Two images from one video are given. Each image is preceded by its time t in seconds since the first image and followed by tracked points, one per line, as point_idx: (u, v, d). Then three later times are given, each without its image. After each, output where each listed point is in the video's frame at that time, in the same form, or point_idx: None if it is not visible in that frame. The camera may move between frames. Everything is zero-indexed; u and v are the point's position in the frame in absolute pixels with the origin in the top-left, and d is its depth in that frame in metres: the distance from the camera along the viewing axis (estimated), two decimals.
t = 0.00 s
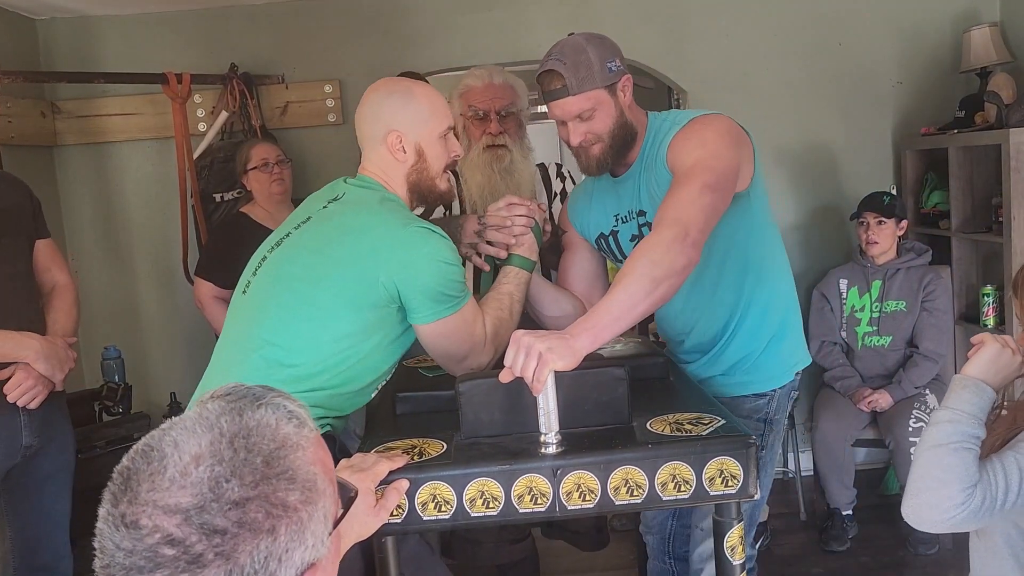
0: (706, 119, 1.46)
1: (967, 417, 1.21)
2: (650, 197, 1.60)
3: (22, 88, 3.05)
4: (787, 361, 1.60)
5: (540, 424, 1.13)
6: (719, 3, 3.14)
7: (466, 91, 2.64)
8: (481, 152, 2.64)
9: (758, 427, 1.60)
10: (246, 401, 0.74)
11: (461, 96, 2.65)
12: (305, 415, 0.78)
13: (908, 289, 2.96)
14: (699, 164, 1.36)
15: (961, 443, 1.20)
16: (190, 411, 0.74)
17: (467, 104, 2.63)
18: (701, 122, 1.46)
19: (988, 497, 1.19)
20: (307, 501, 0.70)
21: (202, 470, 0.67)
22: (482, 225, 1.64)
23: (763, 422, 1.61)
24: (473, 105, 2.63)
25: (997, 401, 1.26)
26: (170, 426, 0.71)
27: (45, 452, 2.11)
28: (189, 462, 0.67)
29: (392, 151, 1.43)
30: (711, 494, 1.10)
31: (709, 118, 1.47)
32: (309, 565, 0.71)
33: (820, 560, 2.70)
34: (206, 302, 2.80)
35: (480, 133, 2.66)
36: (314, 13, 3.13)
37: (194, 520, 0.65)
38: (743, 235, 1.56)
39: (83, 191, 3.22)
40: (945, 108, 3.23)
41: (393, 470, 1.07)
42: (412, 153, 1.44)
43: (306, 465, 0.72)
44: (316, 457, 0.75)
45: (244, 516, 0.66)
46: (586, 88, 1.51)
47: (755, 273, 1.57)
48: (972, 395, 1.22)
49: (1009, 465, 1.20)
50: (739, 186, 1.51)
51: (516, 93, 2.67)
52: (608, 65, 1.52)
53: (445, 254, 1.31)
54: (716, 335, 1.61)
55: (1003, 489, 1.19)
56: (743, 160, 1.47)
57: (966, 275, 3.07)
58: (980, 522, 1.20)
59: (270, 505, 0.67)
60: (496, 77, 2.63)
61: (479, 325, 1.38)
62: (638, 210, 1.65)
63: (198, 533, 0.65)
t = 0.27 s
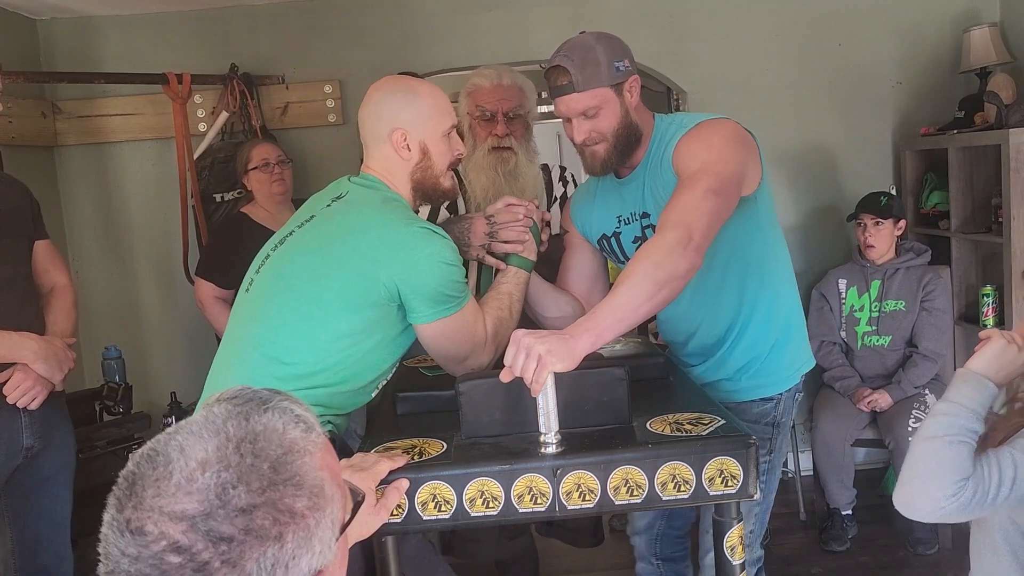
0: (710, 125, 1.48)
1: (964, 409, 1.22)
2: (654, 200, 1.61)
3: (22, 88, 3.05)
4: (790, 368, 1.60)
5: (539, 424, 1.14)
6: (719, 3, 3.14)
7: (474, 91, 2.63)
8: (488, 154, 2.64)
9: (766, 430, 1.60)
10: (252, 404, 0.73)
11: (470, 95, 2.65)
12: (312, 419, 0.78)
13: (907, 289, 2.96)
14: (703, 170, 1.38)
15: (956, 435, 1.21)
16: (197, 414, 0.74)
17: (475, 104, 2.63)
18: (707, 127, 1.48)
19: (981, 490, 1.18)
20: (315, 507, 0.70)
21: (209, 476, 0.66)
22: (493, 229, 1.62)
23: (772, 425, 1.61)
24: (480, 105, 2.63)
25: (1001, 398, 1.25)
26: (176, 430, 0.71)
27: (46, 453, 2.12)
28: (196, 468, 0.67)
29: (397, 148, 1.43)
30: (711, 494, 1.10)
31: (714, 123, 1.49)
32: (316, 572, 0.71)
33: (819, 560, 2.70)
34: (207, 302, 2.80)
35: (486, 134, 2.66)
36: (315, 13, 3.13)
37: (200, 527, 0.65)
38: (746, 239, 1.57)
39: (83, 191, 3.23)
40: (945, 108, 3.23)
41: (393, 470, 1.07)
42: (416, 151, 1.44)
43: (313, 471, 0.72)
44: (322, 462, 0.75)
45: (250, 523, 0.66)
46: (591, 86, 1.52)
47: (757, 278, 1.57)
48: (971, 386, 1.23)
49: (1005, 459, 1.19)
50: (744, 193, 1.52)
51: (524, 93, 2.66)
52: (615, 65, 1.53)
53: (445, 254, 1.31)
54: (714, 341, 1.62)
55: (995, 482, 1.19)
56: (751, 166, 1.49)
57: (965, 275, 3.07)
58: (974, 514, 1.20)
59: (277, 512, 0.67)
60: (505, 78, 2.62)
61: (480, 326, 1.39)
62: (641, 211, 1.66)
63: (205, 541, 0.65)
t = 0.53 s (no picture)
0: (726, 136, 1.48)
1: (1004, 374, 1.27)
2: (666, 207, 1.61)
3: (22, 88, 3.05)
4: (793, 371, 1.62)
5: (539, 424, 1.14)
6: (719, 3, 3.14)
7: (480, 91, 2.62)
8: (492, 156, 2.61)
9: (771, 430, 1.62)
10: (256, 406, 0.73)
11: (475, 95, 2.63)
12: (316, 421, 0.78)
13: (906, 289, 2.96)
14: (716, 179, 1.38)
15: (989, 397, 1.26)
16: (200, 415, 0.74)
17: (481, 104, 2.62)
18: (723, 136, 1.49)
19: (996, 454, 1.24)
20: (319, 510, 0.70)
21: (212, 479, 0.66)
22: (503, 220, 1.62)
23: (776, 425, 1.62)
24: (486, 106, 2.62)
25: None
26: (179, 432, 0.71)
27: (45, 453, 2.12)
28: (199, 471, 0.67)
29: (397, 144, 1.43)
30: (710, 494, 1.10)
31: (728, 134, 1.50)
32: (320, 575, 0.71)
33: (819, 560, 2.71)
34: (206, 302, 2.80)
35: (491, 137, 2.63)
36: (315, 12, 3.13)
37: (203, 531, 0.65)
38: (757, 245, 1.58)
39: (83, 191, 3.23)
40: (945, 108, 3.23)
41: (393, 470, 1.08)
42: (417, 148, 1.44)
43: (317, 473, 0.72)
44: (327, 464, 0.75)
45: (253, 527, 0.66)
46: (607, 90, 1.54)
47: (765, 284, 1.59)
48: (1016, 354, 1.28)
49: None
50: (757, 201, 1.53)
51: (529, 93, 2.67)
52: (632, 69, 1.54)
53: (442, 252, 1.31)
54: (722, 347, 1.62)
55: (1012, 450, 1.24)
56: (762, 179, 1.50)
57: (965, 275, 3.07)
58: (981, 477, 1.25)
59: (281, 515, 0.67)
60: (512, 78, 2.63)
61: (476, 326, 1.38)
62: (653, 217, 1.66)
63: (208, 544, 0.65)
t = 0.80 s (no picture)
0: (724, 141, 1.49)
1: (1004, 379, 1.27)
2: (665, 212, 1.61)
3: (22, 88, 3.05)
4: (787, 372, 1.64)
5: (539, 424, 1.14)
6: (719, 3, 3.14)
7: (481, 93, 2.59)
8: (490, 161, 2.62)
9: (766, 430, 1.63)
10: (253, 405, 0.73)
11: (476, 97, 2.60)
12: (313, 420, 0.78)
13: (906, 289, 2.96)
14: (714, 185, 1.39)
15: (989, 402, 1.26)
16: (197, 414, 0.74)
17: (482, 107, 2.59)
18: (722, 141, 1.49)
19: (997, 458, 1.24)
20: (316, 510, 0.71)
21: (209, 480, 0.66)
22: (491, 221, 1.63)
23: (770, 425, 1.64)
24: (486, 110, 2.59)
25: None
26: (176, 432, 0.71)
27: (46, 454, 2.12)
28: (195, 471, 0.67)
29: (397, 142, 1.43)
30: (710, 494, 1.10)
31: (726, 138, 1.50)
32: (318, 574, 0.71)
33: (820, 560, 2.71)
34: (206, 303, 2.80)
35: (490, 141, 2.63)
36: (315, 12, 3.13)
37: (200, 532, 0.65)
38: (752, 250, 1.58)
39: (83, 190, 3.23)
40: (944, 108, 3.24)
41: (393, 470, 1.08)
42: (417, 147, 1.44)
43: (315, 473, 0.72)
44: (325, 464, 0.75)
45: (250, 526, 0.66)
46: (607, 91, 1.54)
47: (760, 288, 1.60)
48: (1016, 360, 1.28)
49: None
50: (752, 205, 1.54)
51: (529, 93, 2.63)
52: (632, 71, 1.55)
53: (427, 246, 1.31)
54: (719, 351, 1.62)
55: (1012, 454, 1.24)
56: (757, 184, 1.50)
57: (965, 275, 3.07)
58: (981, 482, 1.25)
59: (279, 514, 0.67)
60: (513, 80, 2.59)
61: (461, 324, 1.37)
62: (651, 221, 1.66)
63: (205, 545, 0.65)
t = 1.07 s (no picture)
0: (721, 144, 1.49)
1: (1004, 379, 1.27)
2: (663, 213, 1.61)
3: (22, 88, 3.05)
4: (787, 377, 1.65)
5: (540, 423, 1.14)
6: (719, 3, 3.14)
7: (478, 97, 2.58)
8: (488, 164, 2.63)
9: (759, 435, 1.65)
10: (256, 405, 0.73)
11: (473, 100, 2.59)
12: (316, 420, 0.77)
13: (906, 289, 2.96)
14: (713, 190, 1.39)
15: (988, 402, 1.26)
16: (200, 413, 0.73)
17: (480, 110, 2.58)
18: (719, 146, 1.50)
19: (996, 458, 1.24)
20: (317, 511, 0.71)
21: (210, 480, 0.66)
22: (489, 221, 1.63)
23: (765, 431, 1.65)
24: (484, 113, 2.58)
25: None
26: (178, 431, 0.70)
27: (45, 455, 2.12)
28: (197, 471, 0.66)
29: (405, 143, 1.43)
30: (711, 493, 1.10)
31: (725, 143, 1.50)
32: None
33: (820, 560, 2.71)
34: (206, 303, 2.80)
35: (488, 144, 2.63)
36: (315, 12, 3.13)
37: (200, 532, 0.65)
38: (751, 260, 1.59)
39: (83, 190, 3.23)
40: (945, 108, 3.24)
41: (393, 470, 1.07)
42: (425, 148, 1.44)
43: (316, 474, 0.72)
44: (326, 464, 0.75)
45: (250, 528, 0.66)
46: (604, 88, 1.54)
47: (758, 296, 1.60)
48: (1016, 359, 1.27)
49: None
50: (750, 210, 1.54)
51: (529, 96, 2.62)
52: (629, 70, 1.55)
53: (428, 247, 1.30)
54: (714, 358, 1.64)
55: (1011, 454, 1.25)
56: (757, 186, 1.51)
57: (965, 275, 3.07)
58: (980, 481, 1.25)
59: (279, 516, 0.67)
60: (511, 83, 2.57)
61: (464, 324, 1.37)
62: (651, 221, 1.66)
63: (205, 545, 0.65)
